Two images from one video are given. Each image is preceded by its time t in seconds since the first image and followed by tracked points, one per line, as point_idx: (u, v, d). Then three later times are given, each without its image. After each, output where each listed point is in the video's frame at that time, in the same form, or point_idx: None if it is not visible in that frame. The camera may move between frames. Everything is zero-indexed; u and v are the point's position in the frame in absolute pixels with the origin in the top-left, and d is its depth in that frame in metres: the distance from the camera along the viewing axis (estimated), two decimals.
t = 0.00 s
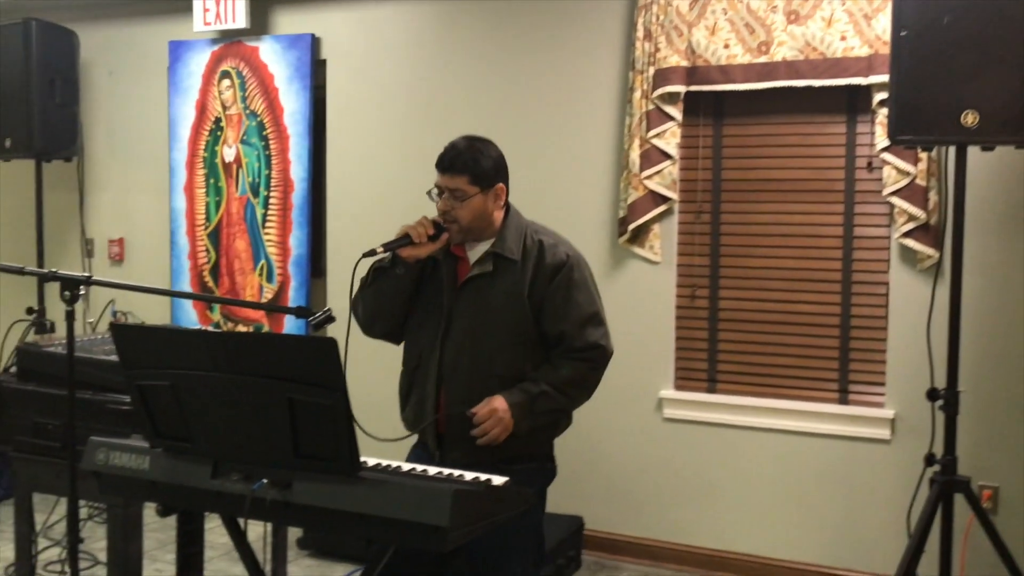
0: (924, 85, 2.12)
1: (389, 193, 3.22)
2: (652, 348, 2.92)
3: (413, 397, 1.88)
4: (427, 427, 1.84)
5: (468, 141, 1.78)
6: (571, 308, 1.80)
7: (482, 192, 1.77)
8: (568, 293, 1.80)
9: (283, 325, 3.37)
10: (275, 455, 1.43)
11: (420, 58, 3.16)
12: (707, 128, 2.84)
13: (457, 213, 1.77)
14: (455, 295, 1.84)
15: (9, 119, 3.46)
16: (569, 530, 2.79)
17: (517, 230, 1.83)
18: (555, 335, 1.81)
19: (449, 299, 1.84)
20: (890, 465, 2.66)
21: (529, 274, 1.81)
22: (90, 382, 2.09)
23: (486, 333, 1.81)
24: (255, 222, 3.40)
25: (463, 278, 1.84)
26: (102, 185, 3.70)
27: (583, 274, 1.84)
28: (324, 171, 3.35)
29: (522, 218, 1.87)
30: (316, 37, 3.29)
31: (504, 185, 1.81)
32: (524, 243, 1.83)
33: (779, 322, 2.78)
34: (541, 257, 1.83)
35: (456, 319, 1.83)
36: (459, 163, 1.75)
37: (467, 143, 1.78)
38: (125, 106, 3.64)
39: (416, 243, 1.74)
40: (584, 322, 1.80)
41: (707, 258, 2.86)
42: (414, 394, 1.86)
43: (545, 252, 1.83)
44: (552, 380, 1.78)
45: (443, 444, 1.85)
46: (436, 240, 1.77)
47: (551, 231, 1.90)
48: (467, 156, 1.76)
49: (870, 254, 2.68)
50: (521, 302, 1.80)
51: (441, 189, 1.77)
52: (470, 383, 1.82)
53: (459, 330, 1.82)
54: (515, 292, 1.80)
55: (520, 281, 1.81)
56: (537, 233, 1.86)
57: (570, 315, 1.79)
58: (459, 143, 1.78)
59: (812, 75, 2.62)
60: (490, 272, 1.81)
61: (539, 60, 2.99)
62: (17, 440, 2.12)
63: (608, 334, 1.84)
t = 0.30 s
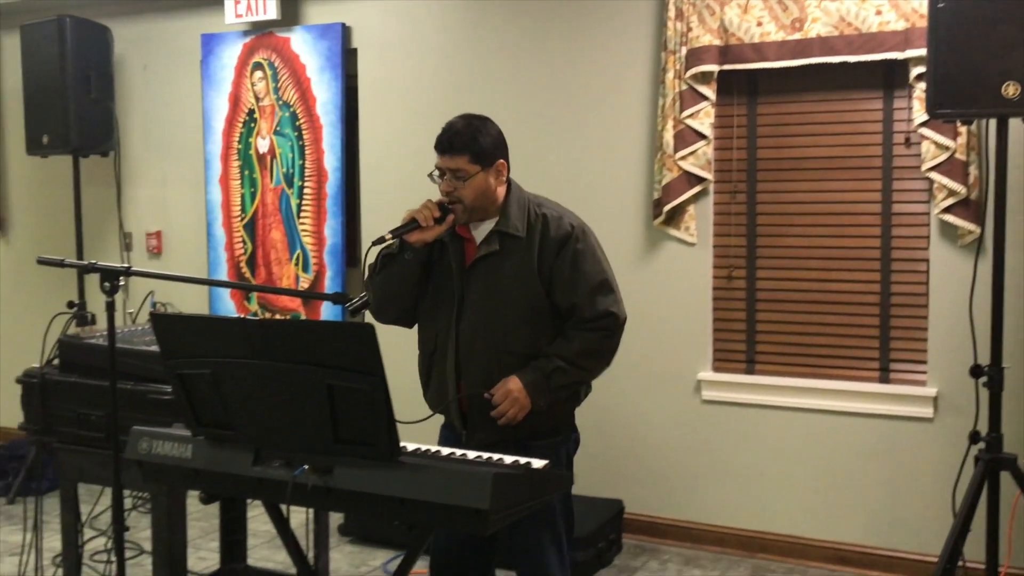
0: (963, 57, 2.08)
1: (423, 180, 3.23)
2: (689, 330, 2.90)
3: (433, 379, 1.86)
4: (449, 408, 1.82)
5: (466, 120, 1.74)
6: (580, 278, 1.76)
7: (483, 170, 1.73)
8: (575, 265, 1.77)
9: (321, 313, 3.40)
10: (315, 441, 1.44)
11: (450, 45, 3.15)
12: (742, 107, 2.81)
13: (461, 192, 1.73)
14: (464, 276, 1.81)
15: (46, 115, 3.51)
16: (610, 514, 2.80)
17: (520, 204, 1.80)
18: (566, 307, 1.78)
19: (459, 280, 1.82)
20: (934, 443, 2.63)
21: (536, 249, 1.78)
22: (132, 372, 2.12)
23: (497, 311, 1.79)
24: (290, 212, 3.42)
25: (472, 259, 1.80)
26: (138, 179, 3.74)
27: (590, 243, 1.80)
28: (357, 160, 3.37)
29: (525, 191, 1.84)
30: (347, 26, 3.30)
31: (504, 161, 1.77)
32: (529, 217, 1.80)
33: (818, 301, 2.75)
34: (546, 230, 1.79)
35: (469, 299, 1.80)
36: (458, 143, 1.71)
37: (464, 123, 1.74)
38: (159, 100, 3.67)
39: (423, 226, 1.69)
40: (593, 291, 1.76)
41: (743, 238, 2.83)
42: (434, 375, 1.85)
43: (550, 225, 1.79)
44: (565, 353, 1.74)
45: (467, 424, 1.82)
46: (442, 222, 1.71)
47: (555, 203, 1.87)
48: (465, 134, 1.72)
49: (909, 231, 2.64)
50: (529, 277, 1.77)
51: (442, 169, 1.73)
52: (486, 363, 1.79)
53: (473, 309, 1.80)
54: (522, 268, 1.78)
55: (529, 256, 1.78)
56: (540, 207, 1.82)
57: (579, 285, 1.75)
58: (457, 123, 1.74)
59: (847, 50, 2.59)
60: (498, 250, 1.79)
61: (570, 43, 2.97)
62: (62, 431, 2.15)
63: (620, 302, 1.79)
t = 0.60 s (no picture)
0: (1001, 29, 2.04)
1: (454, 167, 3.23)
2: (724, 313, 2.87)
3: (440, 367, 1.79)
4: (456, 395, 1.75)
5: (475, 109, 1.68)
6: (591, 260, 1.70)
7: (493, 157, 1.68)
8: (586, 248, 1.71)
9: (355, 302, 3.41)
10: (353, 428, 1.44)
11: (478, 31, 3.14)
12: (775, 88, 2.78)
13: (470, 180, 1.68)
14: (474, 263, 1.75)
15: (79, 111, 3.54)
16: (647, 499, 2.79)
17: (529, 190, 1.75)
18: (577, 291, 1.71)
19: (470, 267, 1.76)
20: (975, 423, 2.60)
21: (546, 232, 1.73)
22: (170, 364, 2.14)
23: (507, 296, 1.73)
24: (322, 202, 3.43)
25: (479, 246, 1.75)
26: (172, 172, 3.77)
27: (601, 228, 1.74)
28: (387, 148, 3.36)
29: (532, 178, 1.79)
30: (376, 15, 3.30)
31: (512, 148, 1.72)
32: (538, 203, 1.74)
33: (855, 282, 2.72)
34: (556, 214, 1.74)
35: (479, 284, 1.75)
36: (466, 131, 1.66)
37: (472, 111, 1.68)
38: (190, 93, 3.69)
39: (435, 214, 1.64)
40: (604, 273, 1.70)
41: (778, 221, 2.81)
42: (440, 363, 1.77)
43: (560, 209, 1.74)
44: (577, 336, 1.68)
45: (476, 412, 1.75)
46: (454, 210, 1.66)
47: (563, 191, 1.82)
48: (475, 123, 1.66)
49: (947, 209, 2.60)
50: (540, 260, 1.72)
51: (451, 157, 1.67)
52: (496, 348, 1.73)
53: (483, 294, 1.74)
54: (532, 251, 1.72)
55: (539, 240, 1.72)
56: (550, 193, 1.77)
57: (591, 266, 1.69)
58: (465, 111, 1.68)
59: (882, 28, 2.56)
60: (508, 235, 1.73)
61: (599, 27, 2.95)
62: (101, 422, 2.17)
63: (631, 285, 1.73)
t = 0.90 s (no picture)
0: None
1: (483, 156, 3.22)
2: (756, 301, 2.85)
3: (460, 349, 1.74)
4: (479, 377, 1.71)
5: (494, 91, 1.65)
6: (612, 239, 1.68)
7: (512, 139, 1.65)
8: (608, 228, 1.68)
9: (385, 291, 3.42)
10: (387, 417, 1.44)
11: (505, 20, 3.12)
12: (807, 72, 2.75)
13: (490, 161, 1.64)
14: (494, 245, 1.71)
15: (109, 105, 3.56)
16: (680, 488, 2.78)
17: (547, 172, 1.72)
18: (600, 270, 1.68)
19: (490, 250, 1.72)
20: (1013, 410, 2.56)
21: (566, 213, 1.70)
22: (203, 355, 2.14)
23: (530, 276, 1.69)
24: (352, 193, 3.44)
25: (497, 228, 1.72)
26: (202, 165, 3.79)
27: (620, 209, 1.72)
28: (415, 138, 3.36)
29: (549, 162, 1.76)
30: (404, 5, 3.29)
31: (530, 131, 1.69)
32: (557, 185, 1.72)
33: (889, 268, 2.69)
34: (575, 195, 1.71)
35: (499, 265, 1.71)
36: (485, 112, 1.62)
37: (491, 94, 1.64)
38: (220, 86, 3.71)
39: (455, 192, 1.59)
40: (627, 252, 1.68)
41: (811, 207, 2.78)
42: (459, 345, 1.73)
43: (579, 190, 1.71)
44: (601, 313, 1.65)
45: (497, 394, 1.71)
46: (473, 190, 1.62)
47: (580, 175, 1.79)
48: (495, 105, 1.63)
49: (983, 193, 2.57)
50: (562, 240, 1.68)
51: (470, 139, 1.64)
52: (519, 328, 1.69)
53: (503, 275, 1.70)
54: (554, 232, 1.69)
55: (560, 220, 1.69)
56: (568, 176, 1.74)
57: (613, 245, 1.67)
58: (484, 94, 1.65)
59: (916, 11, 2.52)
60: (529, 216, 1.70)
61: (627, 13, 2.93)
62: (135, 413, 2.18)
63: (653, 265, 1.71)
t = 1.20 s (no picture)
0: None
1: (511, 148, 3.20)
2: (787, 294, 2.82)
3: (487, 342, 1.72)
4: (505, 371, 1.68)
5: (524, 83, 1.63)
6: (639, 230, 1.65)
7: (540, 133, 1.63)
8: (634, 219, 1.66)
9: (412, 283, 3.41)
10: (416, 409, 1.43)
11: (534, 11, 3.10)
12: (840, 63, 2.71)
13: (518, 154, 1.63)
14: (520, 238, 1.69)
15: (139, 97, 3.58)
16: (709, 483, 2.76)
17: (572, 163, 1.70)
18: (626, 262, 1.66)
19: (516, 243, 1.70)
20: None
21: (592, 204, 1.68)
22: (232, 346, 2.15)
23: (557, 268, 1.67)
24: (379, 186, 3.43)
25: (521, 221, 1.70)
26: (231, 157, 3.80)
27: (646, 200, 1.70)
28: (443, 130, 3.35)
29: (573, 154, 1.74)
30: None
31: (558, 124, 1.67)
32: (582, 176, 1.70)
33: (923, 260, 2.65)
34: (601, 186, 1.69)
35: (525, 257, 1.69)
36: (515, 105, 1.60)
37: (521, 85, 1.63)
38: (248, 78, 3.71)
39: (483, 185, 1.58)
40: (654, 242, 1.66)
41: (844, 200, 2.74)
42: (485, 339, 1.70)
43: (605, 181, 1.69)
44: (630, 305, 1.63)
45: (524, 388, 1.68)
46: (499, 182, 1.61)
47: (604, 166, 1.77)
48: (524, 96, 1.61)
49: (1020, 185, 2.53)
50: (588, 231, 1.66)
51: (497, 131, 1.63)
52: (546, 322, 1.67)
53: (530, 267, 1.68)
54: (580, 223, 1.67)
55: (585, 212, 1.67)
56: (593, 167, 1.72)
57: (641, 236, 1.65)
58: (513, 86, 1.63)
59: None
60: (555, 207, 1.68)
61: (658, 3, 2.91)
62: (165, 404, 2.19)
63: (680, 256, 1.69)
